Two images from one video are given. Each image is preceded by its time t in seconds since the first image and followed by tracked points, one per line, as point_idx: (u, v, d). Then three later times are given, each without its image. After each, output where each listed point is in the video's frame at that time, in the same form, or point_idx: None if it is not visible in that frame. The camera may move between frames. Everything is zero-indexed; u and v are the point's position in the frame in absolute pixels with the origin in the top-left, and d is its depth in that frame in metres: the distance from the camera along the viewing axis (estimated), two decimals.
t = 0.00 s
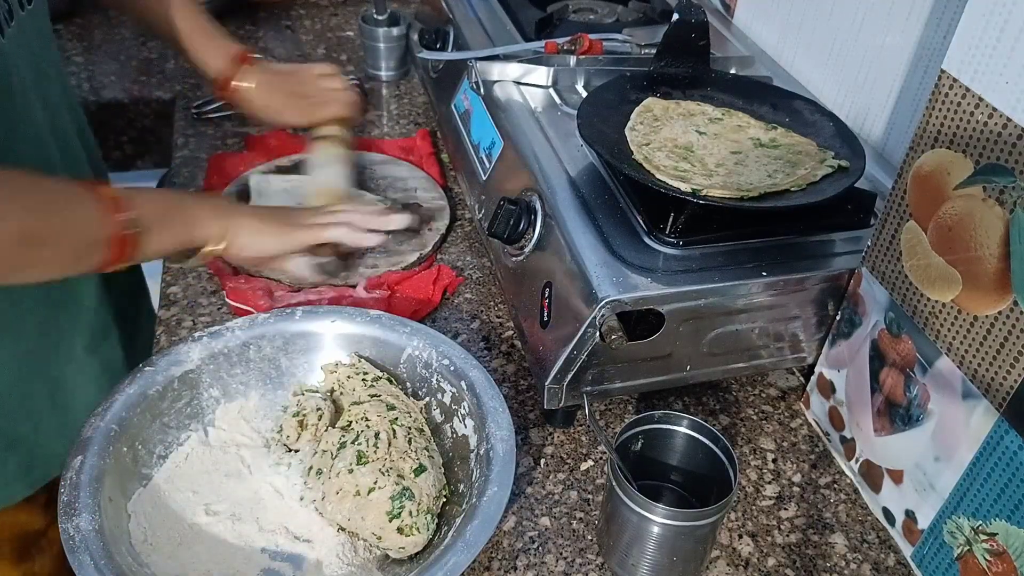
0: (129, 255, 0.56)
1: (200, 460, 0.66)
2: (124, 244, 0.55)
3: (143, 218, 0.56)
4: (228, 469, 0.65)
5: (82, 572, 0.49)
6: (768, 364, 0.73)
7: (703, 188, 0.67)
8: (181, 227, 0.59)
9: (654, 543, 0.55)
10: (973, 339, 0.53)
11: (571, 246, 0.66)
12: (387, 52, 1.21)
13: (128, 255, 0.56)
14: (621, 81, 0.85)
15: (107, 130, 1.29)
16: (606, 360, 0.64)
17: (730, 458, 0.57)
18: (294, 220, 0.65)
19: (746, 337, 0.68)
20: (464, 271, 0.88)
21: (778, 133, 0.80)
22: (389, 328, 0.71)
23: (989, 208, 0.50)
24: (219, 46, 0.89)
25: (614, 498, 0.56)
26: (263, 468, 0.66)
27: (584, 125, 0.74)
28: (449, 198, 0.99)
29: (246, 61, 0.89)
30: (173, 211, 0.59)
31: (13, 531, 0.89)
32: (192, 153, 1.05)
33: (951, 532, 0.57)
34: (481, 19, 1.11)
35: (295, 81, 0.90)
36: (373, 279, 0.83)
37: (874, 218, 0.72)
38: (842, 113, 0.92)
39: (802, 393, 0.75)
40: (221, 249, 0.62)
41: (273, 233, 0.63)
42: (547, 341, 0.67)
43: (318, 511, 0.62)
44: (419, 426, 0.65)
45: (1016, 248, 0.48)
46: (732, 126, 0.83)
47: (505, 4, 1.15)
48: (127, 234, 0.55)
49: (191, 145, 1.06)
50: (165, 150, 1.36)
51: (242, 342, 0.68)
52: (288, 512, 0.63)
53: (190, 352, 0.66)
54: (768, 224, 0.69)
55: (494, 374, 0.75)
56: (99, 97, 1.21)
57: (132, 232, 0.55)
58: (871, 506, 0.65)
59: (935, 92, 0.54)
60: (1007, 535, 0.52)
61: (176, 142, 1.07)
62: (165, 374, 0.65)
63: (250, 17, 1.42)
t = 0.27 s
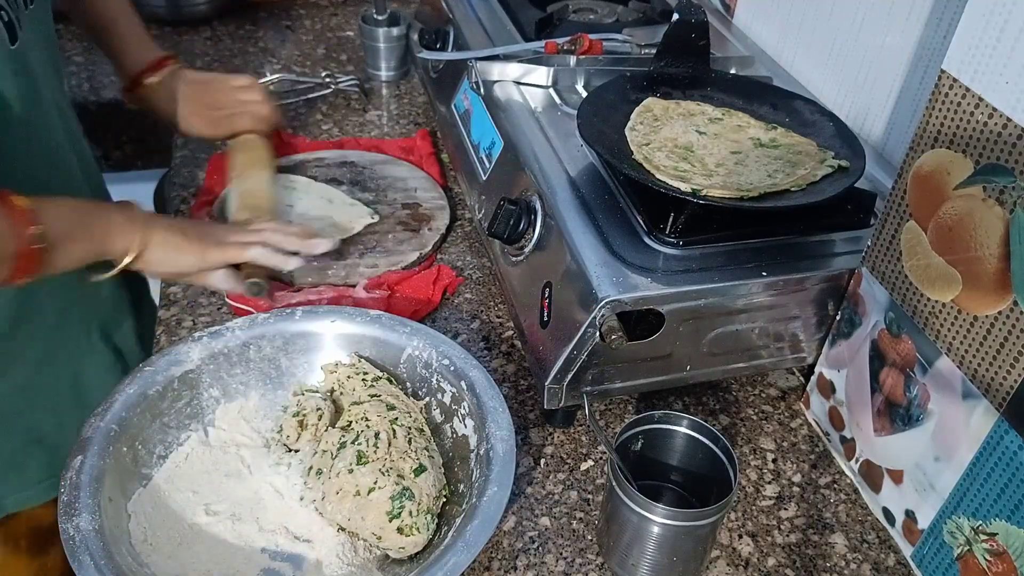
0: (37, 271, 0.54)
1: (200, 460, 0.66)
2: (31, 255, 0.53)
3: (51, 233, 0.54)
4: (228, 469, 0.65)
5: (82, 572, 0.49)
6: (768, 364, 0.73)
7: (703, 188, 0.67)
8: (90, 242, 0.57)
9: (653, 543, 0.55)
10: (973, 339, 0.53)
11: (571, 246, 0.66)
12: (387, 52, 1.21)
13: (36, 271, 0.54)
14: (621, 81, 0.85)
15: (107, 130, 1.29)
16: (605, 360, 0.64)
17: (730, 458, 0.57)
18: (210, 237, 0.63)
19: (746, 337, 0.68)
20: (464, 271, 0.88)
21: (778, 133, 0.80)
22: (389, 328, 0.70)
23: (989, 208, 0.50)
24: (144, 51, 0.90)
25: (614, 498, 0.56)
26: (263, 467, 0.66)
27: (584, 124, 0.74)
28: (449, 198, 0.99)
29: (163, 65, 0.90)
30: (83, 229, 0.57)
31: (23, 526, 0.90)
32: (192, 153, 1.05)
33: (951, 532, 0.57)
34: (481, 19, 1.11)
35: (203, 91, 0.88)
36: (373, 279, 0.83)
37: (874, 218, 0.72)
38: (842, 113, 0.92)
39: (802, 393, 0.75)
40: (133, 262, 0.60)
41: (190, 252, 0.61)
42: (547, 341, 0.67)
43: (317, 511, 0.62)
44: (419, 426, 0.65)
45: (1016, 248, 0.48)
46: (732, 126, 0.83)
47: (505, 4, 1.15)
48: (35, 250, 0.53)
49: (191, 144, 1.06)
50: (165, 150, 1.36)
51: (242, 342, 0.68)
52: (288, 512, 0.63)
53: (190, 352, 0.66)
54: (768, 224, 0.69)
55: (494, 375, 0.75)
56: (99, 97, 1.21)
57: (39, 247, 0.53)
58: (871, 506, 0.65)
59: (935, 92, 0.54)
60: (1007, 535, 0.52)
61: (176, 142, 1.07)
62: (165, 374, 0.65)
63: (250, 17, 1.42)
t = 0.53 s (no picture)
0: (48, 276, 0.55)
1: (200, 460, 0.66)
2: (43, 260, 0.54)
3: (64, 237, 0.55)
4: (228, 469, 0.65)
5: (82, 572, 0.49)
6: (768, 364, 0.73)
7: (703, 189, 0.67)
8: (103, 250, 0.57)
9: (653, 543, 0.55)
10: (973, 339, 0.53)
11: (571, 246, 0.66)
12: (387, 52, 1.21)
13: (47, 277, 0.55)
14: (621, 81, 0.85)
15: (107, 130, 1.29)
16: (605, 360, 0.64)
17: (730, 458, 0.57)
18: (226, 253, 0.63)
19: (746, 337, 0.68)
20: (464, 271, 0.88)
21: (778, 133, 0.80)
22: (389, 328, 0.71)
23: (989, 208, 0.50)
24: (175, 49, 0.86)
25: (614, 498, 0.56)
26: (263, 468, 0.66)
27: (584, 124, 0.74)
28: (449, 198, 0.99)
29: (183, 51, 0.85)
30: (100, 234, 0.57)
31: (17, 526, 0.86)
32: (193, 153, 1.05)
33: (951, 532, 0.57)
34: (481, 19, 1.11)
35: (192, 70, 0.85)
36: (373, 279, 0.83)
37: (874, 218, 0.72)
38: (842, 113, 0.92)
39: (803, 393, 0.75)
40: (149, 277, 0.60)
41: (204, 267, 0.61)
42: (547, 341, 0.67)
43: (317, 511, 0.62)
44: (419, 426, 0.65)
45: (1016, 248, 0.48)
46: (732, 126, 0.83)
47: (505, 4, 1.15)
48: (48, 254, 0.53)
49: (191, 145, 1.06)
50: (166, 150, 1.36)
51: (242, 342, 0.68)
52: (288, 512, 0.63)
53: (190, 352, 0.66)
54: (768, 224, 0.69)
55: (494, 375, 0.75)
56: (99, 97, 1.21)
57: (55, 249, 0.54)
58: (871, 506, 0.65)
59: (935, 92, 0.54)
60: (1007, 535, 0.52)
61: (176, 142, 1.07)
62: (165, 374, 0.65)
63: (251, 17, 1.42)
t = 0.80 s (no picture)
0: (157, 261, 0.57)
1: (200, 459, 0.66)
2: (153, 246, 0.55)
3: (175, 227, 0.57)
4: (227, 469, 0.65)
5: (82, 572, 0.49)
6: (768, 364, 0.73)
7: (703, 188, 0.67)
8: (212, 239, 0.60)
9: (653, 543, 0.55)
10: (973, 340, 0.53)
11: (571, 246, 0.66)
12: (387, 52, 1.21)
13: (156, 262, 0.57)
14: (621, 81, 0.85)
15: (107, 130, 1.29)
16: (605, 360, 0.64)
17: (730, 458, 0.57)
18: (327, 244, 0.66)
19: (746, 337, 0.68)
20: (464, 271, 0.88)
21: (778, 133, 0.80)
22: (389, 328, 0.71)
23: (989, 208, 0.50)
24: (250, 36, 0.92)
25: (614, 498, 0.56)
26: (263, 468, 0.66)
27: (584, 124, 0.74)
28: (449, 198, 0.99)
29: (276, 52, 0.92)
30: (207, 224, 0.60)
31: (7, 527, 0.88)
32: (192, 153, 1.05)
33: (951, 532, 0.57)
34: (481, 19, 1.11)
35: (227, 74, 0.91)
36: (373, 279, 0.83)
37: (874, 218, 0.72)
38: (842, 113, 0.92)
39: (802, 393, 0.75)
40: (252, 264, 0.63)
41: (307, 260, 0.65)
42: (547, 341, 0.67)
43: (317, 510, 0.62)
44: (419, 426, 0.65)
45: (1016, 249, 0.48)
46: (732, 126, 0.83)
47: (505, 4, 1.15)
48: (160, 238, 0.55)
49: (191, 145, 1.06)
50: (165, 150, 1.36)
51: (242, 342, 0.68)
52: (288, 512, 0.63)
53: (190, 352, 0.66)
54: (767, 224, 0.69)
55: (494, 374, 0.75)
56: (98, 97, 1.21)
57: (164, 235, 0.56)
58: (871, 506, 0.65)
59: (935, 92, 0.54)
60: (1007, 535, 0.52)
61: (176, 142, 1.07)
62: (165, 374, 0.65)
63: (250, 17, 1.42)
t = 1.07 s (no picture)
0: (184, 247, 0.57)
1: (200, 460, 0.66)
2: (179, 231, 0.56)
3: (199, 211, 0.57)
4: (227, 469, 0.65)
5: (82, 572, 0.49)
6: (768, 364, 0.73)
7: (703, 188, 0.67)
8: (231, 224, 0.60)
9: (653, 543, 0.55)
10: (973, 340, 0.53)
11: (571, 246, 0.66)
12: (387, 52, 1.21)
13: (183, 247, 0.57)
14: (621, 81, 0.85)
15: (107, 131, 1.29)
16: (605, 360, 0.64)
17: (730, 458, 0.57)
18: (337, 223, 0.65)
19: (746, 337, 0.68)
20: (464, 271, 0.88)
21: (777, 133, 0.80)
22: (389, 328, 0.71)
23: (989, 208, 0.50)
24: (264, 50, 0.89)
25: (614, 498, 0.56)
26: (263, 468, 0.66)
27: (584, 125, 0.74)
28: (449, 198, 0.99)
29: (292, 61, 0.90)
30: (228, 211, 0.59)
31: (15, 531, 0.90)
32: (192, 153, 1.05)
33: (951, 532, 0.57)
34: (481, 19, 1.11)
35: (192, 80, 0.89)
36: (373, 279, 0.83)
37: (874, 218, 0.72)
38: (842, 113, 0.92)
39: (802, 393, 0.75)
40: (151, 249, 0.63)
41: (320, 234, 0.63)
42: (547, 341, 0.67)
43: (318, 511, 0.62)
44: (419, 426, 0.65)
45: (1016, 249, 0.48)
46: (732, 126, 0.83)
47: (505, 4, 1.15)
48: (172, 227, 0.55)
49: (191, 145, 1.07)
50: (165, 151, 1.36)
51: (242, 342, 0.68)
52: (288, 511, 0.63)
53: (190, 352, 0.66)
54: (767, 224, 0.69)
55: (494, 374, 0.75)
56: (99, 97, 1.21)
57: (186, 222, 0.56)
58: (871, 506, 0.65)
59: (935, 92, 0.54)
60: (1007, 535, 0.52)
61: (176, 142, 1.07)
62: (165, 373, 0.65)
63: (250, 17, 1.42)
